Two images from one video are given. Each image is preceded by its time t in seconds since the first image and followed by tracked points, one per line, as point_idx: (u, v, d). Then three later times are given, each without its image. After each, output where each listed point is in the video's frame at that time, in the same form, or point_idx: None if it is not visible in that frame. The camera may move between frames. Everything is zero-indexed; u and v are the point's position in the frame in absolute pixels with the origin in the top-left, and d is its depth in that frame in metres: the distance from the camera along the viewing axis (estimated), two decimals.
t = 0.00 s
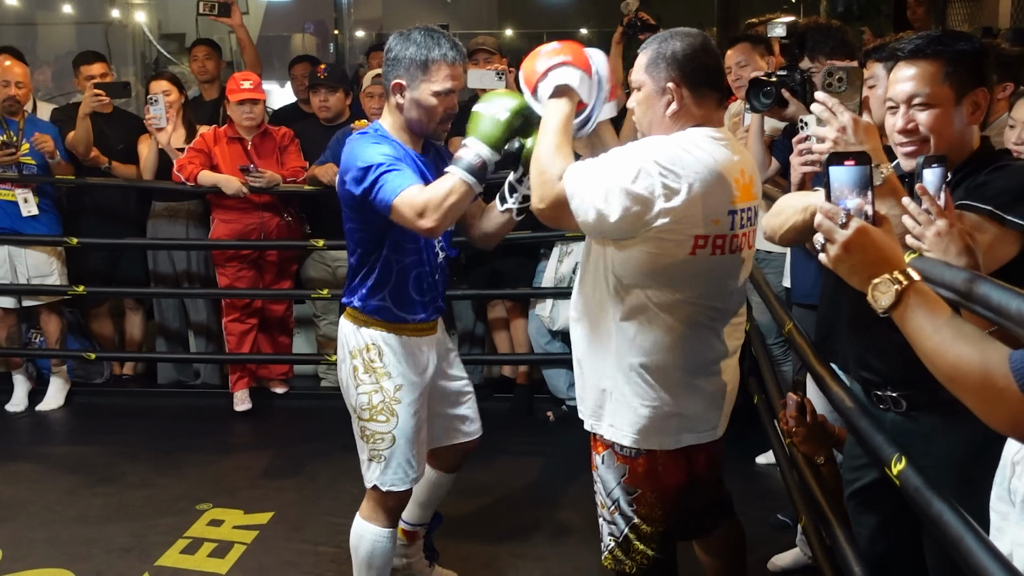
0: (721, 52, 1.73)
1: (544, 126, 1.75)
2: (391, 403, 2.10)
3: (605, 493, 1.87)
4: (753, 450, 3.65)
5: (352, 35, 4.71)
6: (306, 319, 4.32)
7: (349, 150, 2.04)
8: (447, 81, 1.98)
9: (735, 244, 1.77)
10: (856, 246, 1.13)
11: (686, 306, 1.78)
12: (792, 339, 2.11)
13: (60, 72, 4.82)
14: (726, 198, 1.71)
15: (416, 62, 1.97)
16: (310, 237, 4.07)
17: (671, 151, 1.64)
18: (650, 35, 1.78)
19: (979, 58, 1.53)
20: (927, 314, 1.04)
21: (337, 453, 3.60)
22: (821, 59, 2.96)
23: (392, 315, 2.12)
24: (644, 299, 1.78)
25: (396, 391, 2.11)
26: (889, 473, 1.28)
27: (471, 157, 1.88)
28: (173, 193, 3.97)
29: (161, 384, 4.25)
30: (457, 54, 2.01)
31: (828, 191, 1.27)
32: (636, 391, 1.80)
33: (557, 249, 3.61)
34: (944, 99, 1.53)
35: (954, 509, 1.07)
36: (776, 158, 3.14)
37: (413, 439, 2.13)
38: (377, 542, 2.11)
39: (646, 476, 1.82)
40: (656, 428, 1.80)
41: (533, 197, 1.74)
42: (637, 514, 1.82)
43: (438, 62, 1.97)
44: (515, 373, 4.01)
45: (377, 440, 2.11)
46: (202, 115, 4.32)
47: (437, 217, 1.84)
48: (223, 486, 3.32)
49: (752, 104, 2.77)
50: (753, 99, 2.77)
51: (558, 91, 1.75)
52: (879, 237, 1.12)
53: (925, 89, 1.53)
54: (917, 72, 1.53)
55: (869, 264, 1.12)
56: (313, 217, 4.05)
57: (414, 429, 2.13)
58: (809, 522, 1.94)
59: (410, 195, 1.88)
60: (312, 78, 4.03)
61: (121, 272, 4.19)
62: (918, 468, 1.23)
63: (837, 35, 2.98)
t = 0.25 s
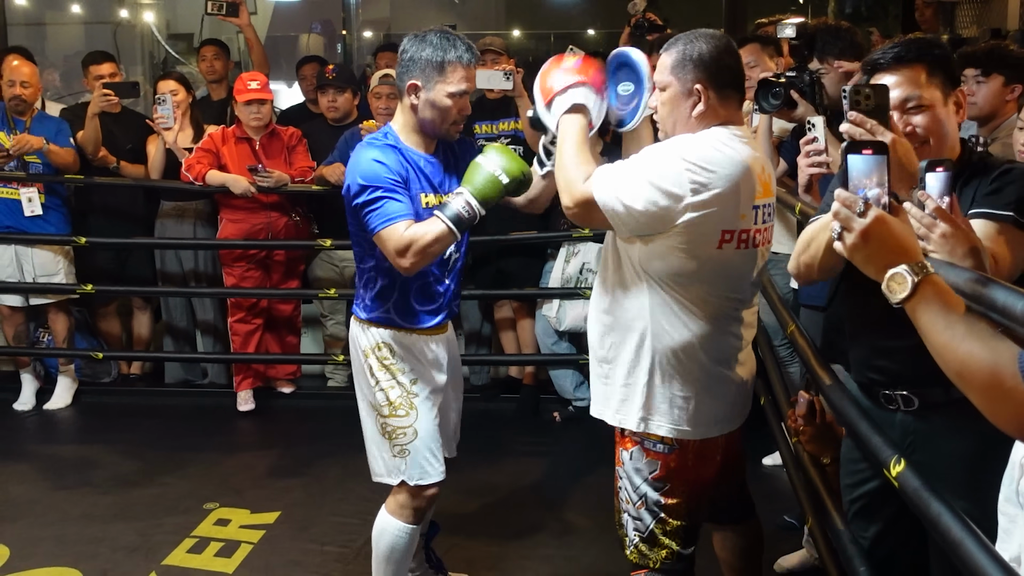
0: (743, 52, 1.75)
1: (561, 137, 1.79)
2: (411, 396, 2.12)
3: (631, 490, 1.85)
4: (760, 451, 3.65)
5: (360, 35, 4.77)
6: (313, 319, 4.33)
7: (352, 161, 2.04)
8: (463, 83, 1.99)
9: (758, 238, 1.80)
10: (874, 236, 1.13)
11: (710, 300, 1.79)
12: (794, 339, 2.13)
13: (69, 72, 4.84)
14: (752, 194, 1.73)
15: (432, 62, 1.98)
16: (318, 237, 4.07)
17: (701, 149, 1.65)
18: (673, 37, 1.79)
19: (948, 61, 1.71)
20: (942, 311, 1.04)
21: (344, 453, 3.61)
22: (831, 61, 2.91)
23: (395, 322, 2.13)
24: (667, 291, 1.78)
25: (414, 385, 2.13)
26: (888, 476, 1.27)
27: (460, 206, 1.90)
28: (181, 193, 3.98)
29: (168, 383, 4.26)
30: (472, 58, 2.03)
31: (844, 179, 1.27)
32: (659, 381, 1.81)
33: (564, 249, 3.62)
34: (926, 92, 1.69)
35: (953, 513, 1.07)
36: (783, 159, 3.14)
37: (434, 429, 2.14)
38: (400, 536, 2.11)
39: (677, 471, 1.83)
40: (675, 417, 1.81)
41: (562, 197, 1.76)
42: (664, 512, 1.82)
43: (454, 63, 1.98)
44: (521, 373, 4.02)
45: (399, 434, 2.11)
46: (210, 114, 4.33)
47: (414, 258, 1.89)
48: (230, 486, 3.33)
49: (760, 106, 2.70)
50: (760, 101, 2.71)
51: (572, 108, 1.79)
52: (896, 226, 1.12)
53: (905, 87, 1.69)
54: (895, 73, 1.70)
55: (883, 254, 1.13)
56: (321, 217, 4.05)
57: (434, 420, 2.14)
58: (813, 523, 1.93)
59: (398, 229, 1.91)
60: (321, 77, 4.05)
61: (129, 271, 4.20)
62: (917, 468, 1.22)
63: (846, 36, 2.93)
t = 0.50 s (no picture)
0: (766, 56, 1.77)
1: (605, 126, 1.71)
2: (415, 397, 2.11)
3: (618, 465, 1.85)
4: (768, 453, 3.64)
5: (369, 35, 4.76)
6: (321, 318, 4.33)
7: (378, 140, 2.02)
8: (476, 81, 1.99)
9: (787, 236, 1.83)
10: (883, 224, 1.13)
11: (743, 296, 1.81)
12: (801, 341, 2.14)
13: (78, 71, 4.85)
14: (784, 192, 1.77)
15: (446, 60, 1.97)
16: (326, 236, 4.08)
17: (738, 148, 1.66)
18: (699, 40, 1.81)
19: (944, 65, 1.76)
20: (943, 298, 1.05)
21: (351, 452, 3.61)
22: (840, 63, 2.91)
23: (416, 307, 2.12)
24: (703, 286, 1.78)
25: (420, 385, 2.12)
26: (895, 477, 1.26)
27: (520, 148, 1.79)
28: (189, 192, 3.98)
29: (175, 382, 4.26)
30: (485, 56, 2.03)
31: (858, 170, 1.28)
32: (704, 376, 1.80)
33: (572, 249, 3.61)
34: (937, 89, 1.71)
35: (958, 516, 1.06)
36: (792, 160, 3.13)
37: (435, 432, 2.14)
38: (393, 536, 2.12)
39: (674, 448, 1.82)
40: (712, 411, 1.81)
41: (596, 191, 1.70)
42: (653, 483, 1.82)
43: (467, 61, 1.98)
44: (528, 373, 4.01)
45: (401, 434, 2.11)
46: (218, 113, 4.34)
47: (480, 204, 1.79)
48: (237, 485, 3.33)
49: (768, 108, 2.65)
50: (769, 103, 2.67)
51: (624, 85, 1.71)
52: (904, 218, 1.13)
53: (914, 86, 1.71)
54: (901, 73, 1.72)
55: (893, 243, 1.13)
56: (329, 216, 4.05)
57: (437, 422, 2.14)
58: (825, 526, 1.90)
59: (449, 186, 1.83)
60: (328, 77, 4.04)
61: (137, 270, 4.20)
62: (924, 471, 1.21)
63: (855, 37, 2.92)
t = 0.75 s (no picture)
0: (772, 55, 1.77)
1: (593, 132, 1.81)
2: (441, 389, 2.13)
3: (644, 475, 1.86)
4: (776, 453, 3.63)
5: (377, 35, 4.78)
6: (329, 318, 4.33)
7: (376, 161, 2.06)
8: (489, 84, 2.00)
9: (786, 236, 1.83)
10: (892, 226, 1.18)
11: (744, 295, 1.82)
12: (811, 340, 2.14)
13: (87, 72, 4.86)
14: (782, 192, 1.77)
15: (459, 62, 1.98)
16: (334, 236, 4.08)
17: (737, 146, 1.66)
18: (706, 37, 1.80)
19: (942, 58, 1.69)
20: (951, 297, 1.07)
21: (358, 452, 3.61)
22: (848, 61, 2.91)
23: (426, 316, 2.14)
24: (703, 285, 1.81)
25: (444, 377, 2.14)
26: (901, 476, 1.29)
27: (485, 190, 1.93)
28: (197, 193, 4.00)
29: (183, 382, 4.27)
30: (498, 59, 2.04)
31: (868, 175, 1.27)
32: (697, 375, 1.83)
33: (580, 249, 3.62)
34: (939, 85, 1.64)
35: (965, 514, 1.07)
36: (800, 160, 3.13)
37: (465, 422, 2.16)
38: (428, 529, 2.15)
39: (693, 459, 1.84)
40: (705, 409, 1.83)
41: (596, 191, 1.75)
42: (676, 496, 1.83)
43: (481, 63, 1.99)
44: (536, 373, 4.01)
45: (432, 428, 2.13)
46: (227, 114, 4.36)
47: (452, 250, 1.93)
48: (245, 484, 3.34)
49: (776, 107, 2.64)
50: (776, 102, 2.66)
51: (602, 99, 1.83)
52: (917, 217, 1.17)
53: (914, 85, 1.64)
54: (898, 73, 1.66)
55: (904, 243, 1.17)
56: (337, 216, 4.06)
57: (465, 412, 2.17)
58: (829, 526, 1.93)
59: (430, 224, 1.94)
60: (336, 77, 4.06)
61: (145, 270, 4.21)
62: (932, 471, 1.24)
63: (862, 37, 2.92)
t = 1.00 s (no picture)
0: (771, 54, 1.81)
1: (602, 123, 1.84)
2: (445, 390, 2.13)
3: (638, 473, 1.88)
4: (784, 455, 3.63)
5: (384, 36, 4.76)
6: (336, 319, 4.33)
7: (389, 161, 2.05)
8: (498, 84, 2.00)
9: (780, 237, 1.84)
10: (901, 228, 1.17)
11: (735, 293, 1.83)
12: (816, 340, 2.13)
13: (96, 73, 4.88)
14: (776, 193, 1.77)
15: (467, 64, 1.97)
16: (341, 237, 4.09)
17: (728, 146, 1.70)
18: (704, 38, 1.86)
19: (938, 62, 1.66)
20: (962, 299, 1.05)
21: (366, 452, 3.61)
22: (854, 62, 2.90)
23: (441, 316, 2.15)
24: (692, 283, 1.81)
25: (449, 378, 2.14)
26: (911, 479, 1.28)
27: (512, 189, 1.90)
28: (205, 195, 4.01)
29: (191, 382, 4.28)
30: (505, 59, 2.04)
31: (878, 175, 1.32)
32: (681, 370, 1.84)
33: (587, 250, 3.62)
34: (942, 96, 1.62)
35: (978, 518, 1.06)
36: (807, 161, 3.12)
37: (467, 425, 2.16)
38: (429, 530, 2.13)
39: (684, 456, 1.86)
40: (694, 405, 1.83)
41: (592, 188, 1.82)
42: (668, 496, 1.85)
43: (489, 65, 1.99)
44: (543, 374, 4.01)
45: (433, 427, 2.13)
46: (234, 114, 4.36)
47: (475, 247, 1.89)
48: (252, 484, 3.34)
49: (782, 108, 2.65)
50: (782, 102, 2.66)
51: (616, 91, 1.83)
52: (924, 219, 1.17)
53: (919, 96, 1.60)
54: (902, 84, 1.61)
55: (912, 246, 1.16)
56: (344, 217, 4.07)
57: (468, 416, 2.16)
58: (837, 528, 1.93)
59: (452, 222, 1.92)
60: (343, 79, 4.05)
61: (153, 271, 4.22)
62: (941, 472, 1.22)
63: (869, 37, 2.91)
